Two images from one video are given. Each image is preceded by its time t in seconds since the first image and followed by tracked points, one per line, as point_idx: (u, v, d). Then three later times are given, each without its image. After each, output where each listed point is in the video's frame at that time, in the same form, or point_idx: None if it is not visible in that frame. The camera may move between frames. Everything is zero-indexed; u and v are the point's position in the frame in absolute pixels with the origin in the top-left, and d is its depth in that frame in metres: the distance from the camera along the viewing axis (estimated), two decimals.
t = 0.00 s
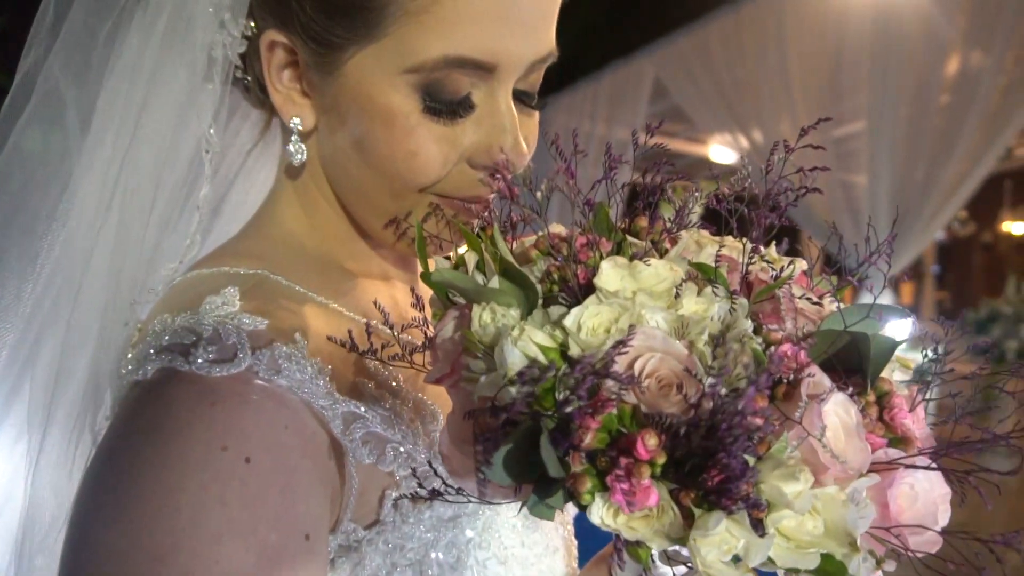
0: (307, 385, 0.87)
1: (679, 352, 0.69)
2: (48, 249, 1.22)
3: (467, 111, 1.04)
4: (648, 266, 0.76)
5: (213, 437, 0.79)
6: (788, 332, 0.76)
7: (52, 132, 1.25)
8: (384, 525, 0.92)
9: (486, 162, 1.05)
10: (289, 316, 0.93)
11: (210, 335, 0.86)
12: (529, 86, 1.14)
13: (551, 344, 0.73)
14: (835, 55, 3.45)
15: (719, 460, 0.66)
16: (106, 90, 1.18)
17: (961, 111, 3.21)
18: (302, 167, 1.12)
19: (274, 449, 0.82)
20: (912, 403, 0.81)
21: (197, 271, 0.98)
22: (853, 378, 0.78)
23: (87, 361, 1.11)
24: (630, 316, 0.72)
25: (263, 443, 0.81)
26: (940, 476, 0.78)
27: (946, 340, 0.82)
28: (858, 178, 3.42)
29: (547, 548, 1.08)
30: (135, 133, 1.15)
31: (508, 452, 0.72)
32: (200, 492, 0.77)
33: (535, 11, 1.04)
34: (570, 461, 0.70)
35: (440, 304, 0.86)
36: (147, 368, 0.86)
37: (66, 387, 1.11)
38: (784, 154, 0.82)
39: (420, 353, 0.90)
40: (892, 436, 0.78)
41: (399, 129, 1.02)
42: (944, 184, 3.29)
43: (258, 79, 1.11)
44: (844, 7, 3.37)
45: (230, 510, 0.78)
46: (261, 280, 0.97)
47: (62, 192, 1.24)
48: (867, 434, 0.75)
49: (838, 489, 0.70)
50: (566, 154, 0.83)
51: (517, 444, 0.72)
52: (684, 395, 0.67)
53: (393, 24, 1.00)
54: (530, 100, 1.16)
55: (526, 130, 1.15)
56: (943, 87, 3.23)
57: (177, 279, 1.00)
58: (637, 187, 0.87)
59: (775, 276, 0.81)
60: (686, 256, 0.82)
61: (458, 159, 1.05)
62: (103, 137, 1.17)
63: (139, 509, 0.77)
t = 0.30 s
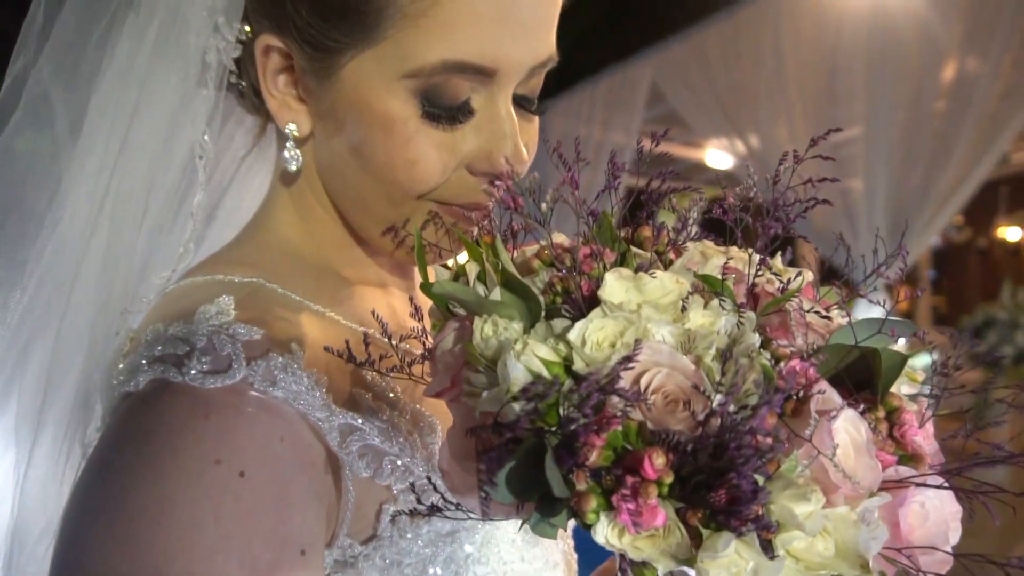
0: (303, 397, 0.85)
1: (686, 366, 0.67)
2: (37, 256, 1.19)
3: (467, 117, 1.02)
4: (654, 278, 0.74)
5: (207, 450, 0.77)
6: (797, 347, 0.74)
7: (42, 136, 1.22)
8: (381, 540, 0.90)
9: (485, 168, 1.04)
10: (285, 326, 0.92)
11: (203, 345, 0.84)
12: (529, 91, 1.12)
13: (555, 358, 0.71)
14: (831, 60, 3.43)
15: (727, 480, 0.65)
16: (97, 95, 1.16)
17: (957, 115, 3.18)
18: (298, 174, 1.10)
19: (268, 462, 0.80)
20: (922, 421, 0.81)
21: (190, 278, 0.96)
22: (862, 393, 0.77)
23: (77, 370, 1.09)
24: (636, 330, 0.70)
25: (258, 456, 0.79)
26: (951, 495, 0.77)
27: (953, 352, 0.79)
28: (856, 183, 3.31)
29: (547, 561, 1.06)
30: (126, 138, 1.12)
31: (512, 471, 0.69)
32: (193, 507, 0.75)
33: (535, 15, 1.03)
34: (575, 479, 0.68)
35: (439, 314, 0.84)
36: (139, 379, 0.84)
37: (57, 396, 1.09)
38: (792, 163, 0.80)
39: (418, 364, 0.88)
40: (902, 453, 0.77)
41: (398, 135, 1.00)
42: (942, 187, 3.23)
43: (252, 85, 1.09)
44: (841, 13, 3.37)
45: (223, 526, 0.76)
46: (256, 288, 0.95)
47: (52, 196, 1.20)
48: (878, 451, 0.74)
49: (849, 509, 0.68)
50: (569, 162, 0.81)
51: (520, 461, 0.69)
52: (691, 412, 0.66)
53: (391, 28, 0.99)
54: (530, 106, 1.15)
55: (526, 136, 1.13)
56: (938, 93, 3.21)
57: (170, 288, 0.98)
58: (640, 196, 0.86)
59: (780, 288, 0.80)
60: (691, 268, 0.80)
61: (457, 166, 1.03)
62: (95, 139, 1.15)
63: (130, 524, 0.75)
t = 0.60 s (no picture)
0: (301, 411, 0.84)
1: (692, 385, 0.66)
2: (27, 267, 1.16)
3: (467, 126, 1.01)
4: (659, 293, 0.72)
5: (201, 468, 0.76)
6: (805, 364, 0.73)
7: (35, 143, 1.20)
8: (379, 558, 0.88)
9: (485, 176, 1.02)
10: (282, 339, 0.90)
11: (199, 359, 0.82)
12: (530, 98, 1.11)
13: (558, 376, 0.70)
14: (828, 67, 3.43)
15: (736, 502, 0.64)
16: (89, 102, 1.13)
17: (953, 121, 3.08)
18: (297, 183, 1.09)
19: (266, 476, 0.79)
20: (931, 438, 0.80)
21: (185, 290, 0.94)
22: (870, 412, 0.76)
23: (68, 389, 1.06)
24: (642, 347, 0.69)
25: (255, 472, 0.78)
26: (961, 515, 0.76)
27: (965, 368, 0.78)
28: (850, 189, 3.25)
29: None
30: (119, 145, 1.09)
31: (515, 493, 0.68)
32: (187, 526, 0.74)
33: (537, 22, 1.01)
34: (578, 500, 0.66)
35: (440, 329, 0.83)
36: (132, 395, 0.82)
37: (48, 413, 1.06)
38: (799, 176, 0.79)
39: (416, 379, 0.86)
40: (912, 472, 0.77)
41: (398, 145, 0.99)
42: (936, 195, 3.13)
43: (249, 93, 1.09)
44: (839, 20, 3.37)
45: (217, 545, 0.75)
46: (253, 300, 0.94)
47: (45, 206, 1.18)
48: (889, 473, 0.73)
49: (860, 532, 0.69)
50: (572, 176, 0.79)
51: (521, 484, 0.68)
52: (698, 432, 0.64)
53: (390, 35, 0.98)
54: (531, 113, 1.13)
55: (527, 144, 1.12)
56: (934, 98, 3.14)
57: (166, 299, 0.96)
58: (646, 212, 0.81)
59: (787, 303, 0.79)
60: (695, 282, 0.79)
61: (457, 175, 1.02)
62: (89, 146, 1.11)
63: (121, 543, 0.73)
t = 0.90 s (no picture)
0: (301, 422, 0.82)
1: (703, 399, 0.65)
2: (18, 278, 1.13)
3: (469, 131, 0.99)
4: (668, 304, 0.71)
5: (201, 482, 0.75)
6: (818, 377, 0.72)
7: (26, 151, 1.18)
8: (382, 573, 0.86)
9: (488, 181, 1.01)
10: (282, 350, 0.88)
11: (199, 370, 0.81)
12: (532, 101, 1.09)
13: (567, 390, 0.68)
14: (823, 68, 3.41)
15: (751, 521, 0.63)
16: (83, 109, 1.11)
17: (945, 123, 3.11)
18: (296, 190, 1.07)
19: (267, 489, 0.77)
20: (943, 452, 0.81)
21: (182, 300, 0.92)
22: (882, 426, 0.76)
23: (63, 402, 1.04)
24: (652, 360, 0.68)
25: (256, 486, 0.77)
26: (976, 531, 0.76)
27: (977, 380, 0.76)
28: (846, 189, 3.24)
29: None
30: (114, 153, 1.07)
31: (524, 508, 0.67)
32: (186, 543, 0.73)
33: (538, 24, 1.00)
34: (588, 518, 0.65)
35: (443, 339, 0.81)
36: (129, 409, 0.81)
37: (42, 427, 1.04)
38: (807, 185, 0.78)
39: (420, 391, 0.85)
40: (927, 487, 0.78)
41: (399, 150, 0.97)
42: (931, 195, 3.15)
43: (246, 99, 1.07)
44: (830, 23, 3.34)
45: (216, 561, 0.73)
46: (252, 309, 0.92)
47: (36, 218, 1.15)
48: (904, 487, 0.74)
49: (876, 549, 0.68)
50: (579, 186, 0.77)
51: (530, 502, 0.67)
52: (710, 447, 0.63)
53: (389, 39, 0.96)
54: (534, 116, 1.11)
55: (529, 148, 1.10)
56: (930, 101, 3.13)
57: (164, 308, 0.94)
58: (651, 221, 0.79)
59: (797, 314, 0.77)
60: (704, 293, 0.78)
61: (458, 181, 1.01)
62: (84, 155, 1.09)
63: (117, 560, 0.72)
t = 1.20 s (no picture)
0: (308, 432, 0.80)
1: (718, 415, 0.63)
2: (20, 285, 1.13)
3: (475, 132, 0.98)
4: (680, 316, 0.69)
5: (208, 494, 0.73)
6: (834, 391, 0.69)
7: (25, 160, 1.16)
8: None
9: (494, 182, 0.99)
10: (287, 356, 0.86)
11: (205, 380, 0.79)
12: (538, 100, 1.07)
13: (577, 406, 0.66)
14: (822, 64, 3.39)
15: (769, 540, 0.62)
16: (83, 114, 1.09)
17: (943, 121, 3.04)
18: (299, 193, 1.05)
19: (274, 502, 0.75)
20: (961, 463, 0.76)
21: (186, 306, 0.90)
22: (899, 438, 0.72)
23: (65, 414, 1.03)
24: (664, 375, 0.65)
25: (263, 500, 0.75)
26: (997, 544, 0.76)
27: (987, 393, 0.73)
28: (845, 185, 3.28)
29: None
30: (114, 159, 1.06)
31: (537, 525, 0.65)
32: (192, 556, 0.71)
33: (543, 21, 0.98)
34: (601, 538, 0.63)
35: (450, 350, 0.79)
36: (135, 418, 0.79)
37: (45, 438, 1.03)
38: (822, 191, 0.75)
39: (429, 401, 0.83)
40: (946, 501, 0.76)
41: (404, 151, 0.96)
42: (931, 193, 3.06)
43: (248, 103, 1.05)
44: (830, 21, 3.31)
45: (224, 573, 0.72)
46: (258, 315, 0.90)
47: (37, 224, 1.13)
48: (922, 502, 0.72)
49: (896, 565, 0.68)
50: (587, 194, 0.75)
51: (542, 522, 0.65)
52: (726, 464, 0.61)
53: (393, 38, 0.95)
54: (539, 115, 1.09)
55: (536, 147, 1.08)
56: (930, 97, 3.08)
57: (167, 315, 0.93)
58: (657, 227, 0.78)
59: (810, 322, 0.75)
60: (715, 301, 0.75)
61: (464, 182, 0.98)
62: (84, 161, 1.08)
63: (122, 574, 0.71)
